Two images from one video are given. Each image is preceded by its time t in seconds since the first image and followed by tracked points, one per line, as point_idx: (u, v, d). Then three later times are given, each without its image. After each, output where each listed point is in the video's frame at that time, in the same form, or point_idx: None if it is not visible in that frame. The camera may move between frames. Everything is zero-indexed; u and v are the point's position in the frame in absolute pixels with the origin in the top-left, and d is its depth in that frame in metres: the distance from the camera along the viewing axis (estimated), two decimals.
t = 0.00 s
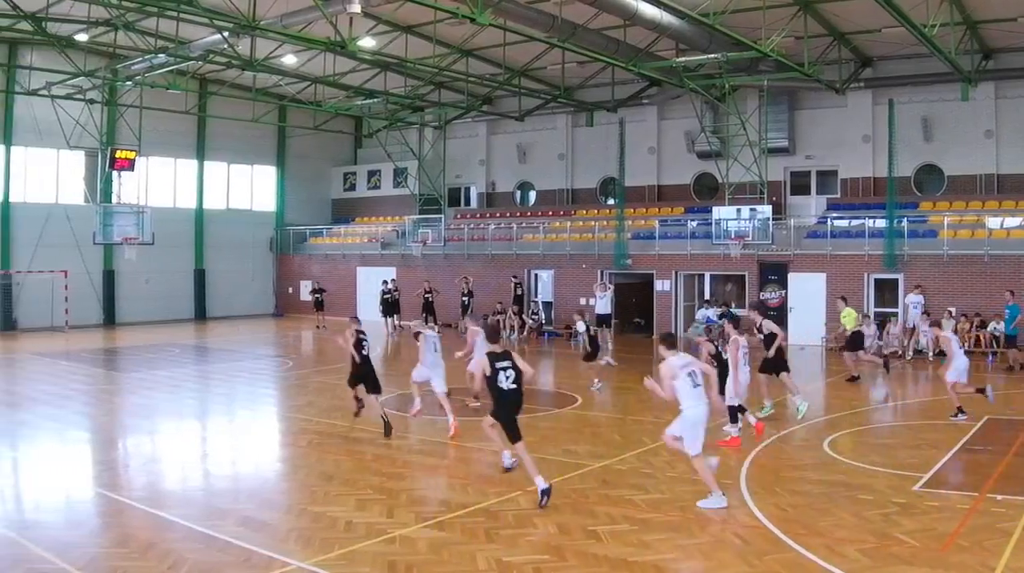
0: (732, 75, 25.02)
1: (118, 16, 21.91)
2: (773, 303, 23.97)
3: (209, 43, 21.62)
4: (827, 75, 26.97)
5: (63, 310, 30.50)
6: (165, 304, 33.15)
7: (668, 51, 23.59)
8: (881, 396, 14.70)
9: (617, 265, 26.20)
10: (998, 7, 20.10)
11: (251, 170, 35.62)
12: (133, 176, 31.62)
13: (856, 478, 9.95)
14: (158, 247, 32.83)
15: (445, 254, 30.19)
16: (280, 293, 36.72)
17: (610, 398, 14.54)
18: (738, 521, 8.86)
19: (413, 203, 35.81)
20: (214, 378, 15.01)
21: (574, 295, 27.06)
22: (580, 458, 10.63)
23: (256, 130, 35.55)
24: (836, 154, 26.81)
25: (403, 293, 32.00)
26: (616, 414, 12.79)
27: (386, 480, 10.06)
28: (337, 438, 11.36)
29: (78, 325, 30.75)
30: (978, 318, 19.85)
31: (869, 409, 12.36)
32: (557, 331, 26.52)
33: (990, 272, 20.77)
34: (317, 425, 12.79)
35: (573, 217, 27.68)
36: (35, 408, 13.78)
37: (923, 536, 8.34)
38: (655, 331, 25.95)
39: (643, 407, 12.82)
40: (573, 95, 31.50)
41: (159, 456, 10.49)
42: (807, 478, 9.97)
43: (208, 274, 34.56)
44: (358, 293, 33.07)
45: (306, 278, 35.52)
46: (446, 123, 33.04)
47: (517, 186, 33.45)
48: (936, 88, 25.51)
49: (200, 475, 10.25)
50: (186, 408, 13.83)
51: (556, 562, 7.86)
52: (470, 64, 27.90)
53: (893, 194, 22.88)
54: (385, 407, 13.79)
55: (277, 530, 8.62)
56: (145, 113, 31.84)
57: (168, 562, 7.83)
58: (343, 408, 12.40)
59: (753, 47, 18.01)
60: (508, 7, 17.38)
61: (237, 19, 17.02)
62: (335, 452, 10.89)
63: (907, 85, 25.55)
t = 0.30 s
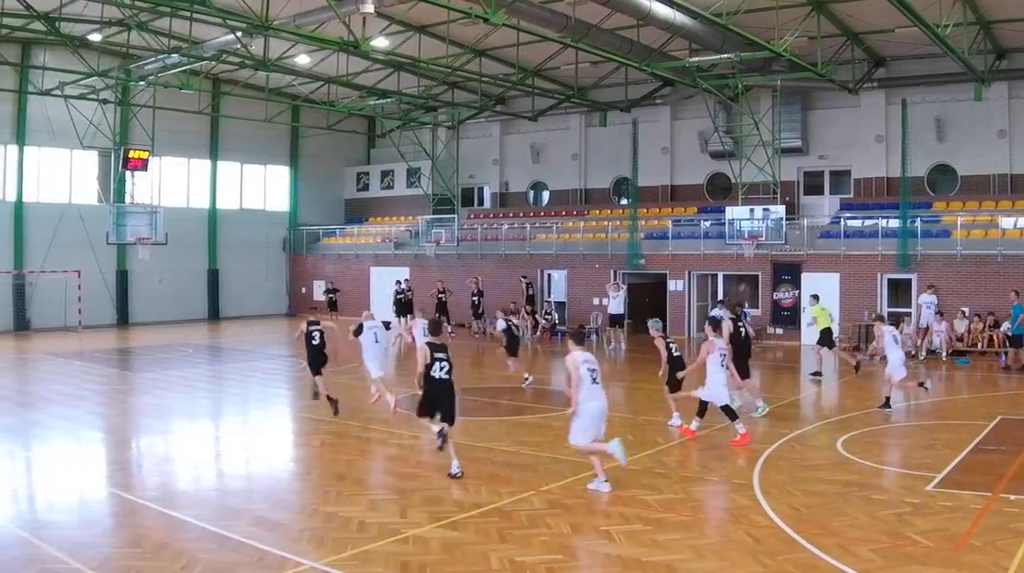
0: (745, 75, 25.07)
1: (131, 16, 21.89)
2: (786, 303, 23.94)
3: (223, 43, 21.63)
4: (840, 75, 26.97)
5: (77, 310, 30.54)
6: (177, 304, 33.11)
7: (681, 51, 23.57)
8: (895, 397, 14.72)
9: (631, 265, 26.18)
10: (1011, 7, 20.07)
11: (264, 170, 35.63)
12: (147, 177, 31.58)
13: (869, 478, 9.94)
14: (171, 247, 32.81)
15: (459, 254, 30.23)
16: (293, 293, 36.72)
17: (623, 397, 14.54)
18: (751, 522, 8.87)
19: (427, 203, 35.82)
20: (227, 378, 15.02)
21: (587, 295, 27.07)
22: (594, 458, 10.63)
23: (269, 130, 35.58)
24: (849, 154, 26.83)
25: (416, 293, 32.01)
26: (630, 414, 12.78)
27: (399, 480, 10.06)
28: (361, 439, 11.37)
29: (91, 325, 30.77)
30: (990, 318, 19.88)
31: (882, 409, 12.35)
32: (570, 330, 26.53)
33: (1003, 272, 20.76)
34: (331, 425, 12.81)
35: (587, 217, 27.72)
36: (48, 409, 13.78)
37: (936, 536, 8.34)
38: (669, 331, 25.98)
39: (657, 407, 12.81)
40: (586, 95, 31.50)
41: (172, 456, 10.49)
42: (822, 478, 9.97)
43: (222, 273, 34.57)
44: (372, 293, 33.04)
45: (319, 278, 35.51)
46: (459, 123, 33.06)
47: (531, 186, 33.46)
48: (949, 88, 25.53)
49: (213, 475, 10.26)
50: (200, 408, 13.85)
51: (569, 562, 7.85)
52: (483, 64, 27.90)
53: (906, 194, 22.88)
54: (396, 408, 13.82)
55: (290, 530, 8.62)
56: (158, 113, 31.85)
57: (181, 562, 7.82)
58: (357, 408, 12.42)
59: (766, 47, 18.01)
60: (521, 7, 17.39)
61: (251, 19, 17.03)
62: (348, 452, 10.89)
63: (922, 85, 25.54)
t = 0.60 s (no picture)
0: (759, 75, 25.12)
1: (144, 16, 21.87)
2: (800, 302, 24.08)
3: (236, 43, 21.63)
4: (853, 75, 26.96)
5: (90, 310, 30.57)
6: (188, 305, 33.08)
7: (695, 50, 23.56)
8: (908, 397, 14.75)
9: (645, 266, 26.14)
10: None
11: (278, 170, 35.66)
12: (161, 176, 31.63)
13: (882, 478, 9.93)
14: (184, 247, 32.81)
15: (472, 254, 30.30)
16: (307, 293, 36.74)
17: (635, 398, 14.54)
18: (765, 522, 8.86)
19: (441, 203, 35.81)
20: (241, 378, 15.03)
21: (601, 295, 27.08)
22: (607, 458, 10.63)
23: (283, 131, 35.62)
24: (862, 154, 26.81)
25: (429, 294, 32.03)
26: (642, 413, 12.78)
27: (412, 480, 10.06)
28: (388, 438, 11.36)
29: (105, 325, 30.81)
30: (1003, 318, 19.90)
31: (896, 409, 12.33)
32: (583, 331, 26.48)
33: (1018, 272, 20.73)
34: (344, 425, 12.85)
35: (600, 217, 27.74)
36: (61, 409, 13.79)
37: (949, 536, 8.35)
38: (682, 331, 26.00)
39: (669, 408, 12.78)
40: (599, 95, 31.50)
41: (185, 456, 10.50)
42: (835, 478, 9.97)
43: (235, 273, 34.59)
44: (385, 293, 33.01)
45: (333, 278, 35.50)
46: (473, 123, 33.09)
47: (544, 186, 33.47)
48: (962, 88, 25.54)
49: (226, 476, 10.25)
50: (212, 408, 13.86)
51: (583, 562, 7.85)
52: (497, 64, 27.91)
53: (919, 194, 22.87)
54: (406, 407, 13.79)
55: (304, 530, 8.63)
56: (172, 113, 31.89)
57: (195, 562, 7.83)
58: (369, 408, 12.42)
59: (780, 47, 18.02)
60: (535, 7, 17.38)
61: (264, 19, 17.07)
62: (362, 452, 10.90)
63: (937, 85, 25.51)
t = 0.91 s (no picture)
0: (770, 75, 25.14)
1: (156, 16, 21.88)
2: (812, 303, 23.89)
3: (248, 43, 21.65)
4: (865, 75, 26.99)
5: (101, 310, 30.61)
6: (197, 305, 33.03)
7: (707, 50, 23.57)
8: (920, 396, 14.76)
9: (656, 265, 26.11)
10: None
11: (290, 170, 35.68)
12: (173, 176, 31.63)
13: (894, 478, 9.91)
14: (197, 248, 32.87)
15: (484, 254, 30.35)
16: (318, 292, 36.78)
17: (646, 397, 14.52)
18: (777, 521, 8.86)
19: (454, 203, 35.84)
20: (251, 378, 15.04)
21: (613, 295, 27.11)
22: (619, 458, 10.62)
23: (295, 131, 35.67)
24: (873, 154, 26.81)
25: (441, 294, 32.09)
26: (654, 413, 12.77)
27: (423, 480, 10.06)
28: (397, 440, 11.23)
29: (116, 325, 30.80)
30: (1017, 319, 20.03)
31: (907, 409, 12.31)
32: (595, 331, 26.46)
33: None
34: (355, 425, 12.87)
35: (612, 217, 27.79)
36: (72, 409, 13.80)
37: (960, 535, 8.34)
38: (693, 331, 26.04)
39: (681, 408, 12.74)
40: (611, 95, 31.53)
41: (196, 456, 10.49)
42: (848, 477, 9.96)
43: (246, 273, 34.61)
44: (396, 293, 32.97)
45: (344, 278, 35.52)
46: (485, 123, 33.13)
47: (556, 186, 33.50)
48: (974, 88, 25.55)
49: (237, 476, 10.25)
50: (223, 408, 13.87)
51: (595, 562, 7.85)
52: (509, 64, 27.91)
53: (931, 194, 22.88)
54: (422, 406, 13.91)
55: (316, 530, 8.62)
56: (184, 113, 31.92)
57: (206, 562, 7.82)
58: (381, 408, 12.42)
59: (792, 47, 18.04)
60: (546, 7, 17.37)
61: (274, 18, 17.13)
62: (372, 452, 10.90)
63: (947, 85, 25.48)
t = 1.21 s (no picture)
0: (783, 75, 25.13)
1: (169, 16, 21.89)
2: (824, 303, 24.03)
3: (261, 43, 21.64)
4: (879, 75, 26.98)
5: (115, 310, 30.52)
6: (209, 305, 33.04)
7: (720, 50, 23.55)
8: (933, 396, 14.78)
9: (669, 266, 26.19)
10: None
11: (302, 169, 35.67)
12: (185, 175, 31.67)
13: (907, 478, 9.91)
14: (211, 247, 32.94)
15: (496, 254, 30.38)
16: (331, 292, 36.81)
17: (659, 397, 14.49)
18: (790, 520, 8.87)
19: (466, 203, 35.85)
20: (265, 378, 15.11)
21: (626, 295, 27.14)
22: (632, 458, 10.63)
23: (307, 131, 35.68)
24: (886, 153, 26.80)
25: (455, 294, 32.14)
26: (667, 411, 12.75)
27: (436, 480, 10.06)
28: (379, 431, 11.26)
29: (130, 325, 30.81)
30: None
31: (920, 409, 12.31)
32: (608, 330, 26.48)
33: None
34: (367, 425, 12.89)
35: (625, 217, 27.81)
36: (86, 409, 13.83)
37: (972, 536, 8.35)
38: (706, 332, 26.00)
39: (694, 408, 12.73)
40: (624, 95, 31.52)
41: (209, 456, 10.49)
42: (860, 477, 9.97)
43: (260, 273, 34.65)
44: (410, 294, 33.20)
45: (357, 278, 35.58)
46: (498, 123, 33.16)
47: (569, 185, 33.53)
48: (987, 87, 25.54)
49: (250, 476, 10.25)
50: (236, 407, 13.89)
51: (608, 562, 7.85)
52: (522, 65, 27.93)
53: (944, 194, 22.88)
54: (436, 405, 14.03)
55: (330, 530, 8.63)
56: (197, 113, 31.95)
57: (220, 562, 7.82)
58: (394, 408, 12.42)
59: (805, 47, 18.05)
60: (559, 7, 17.38)
61: (287, 19, 17.18)
62: (385, 452, 10.90)
63: (961, 85, 25.45)
